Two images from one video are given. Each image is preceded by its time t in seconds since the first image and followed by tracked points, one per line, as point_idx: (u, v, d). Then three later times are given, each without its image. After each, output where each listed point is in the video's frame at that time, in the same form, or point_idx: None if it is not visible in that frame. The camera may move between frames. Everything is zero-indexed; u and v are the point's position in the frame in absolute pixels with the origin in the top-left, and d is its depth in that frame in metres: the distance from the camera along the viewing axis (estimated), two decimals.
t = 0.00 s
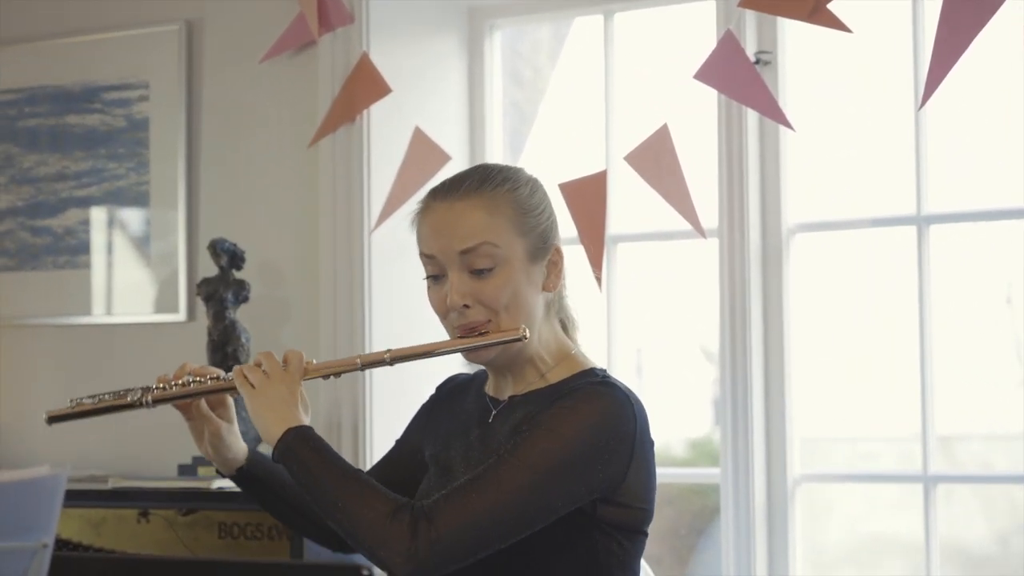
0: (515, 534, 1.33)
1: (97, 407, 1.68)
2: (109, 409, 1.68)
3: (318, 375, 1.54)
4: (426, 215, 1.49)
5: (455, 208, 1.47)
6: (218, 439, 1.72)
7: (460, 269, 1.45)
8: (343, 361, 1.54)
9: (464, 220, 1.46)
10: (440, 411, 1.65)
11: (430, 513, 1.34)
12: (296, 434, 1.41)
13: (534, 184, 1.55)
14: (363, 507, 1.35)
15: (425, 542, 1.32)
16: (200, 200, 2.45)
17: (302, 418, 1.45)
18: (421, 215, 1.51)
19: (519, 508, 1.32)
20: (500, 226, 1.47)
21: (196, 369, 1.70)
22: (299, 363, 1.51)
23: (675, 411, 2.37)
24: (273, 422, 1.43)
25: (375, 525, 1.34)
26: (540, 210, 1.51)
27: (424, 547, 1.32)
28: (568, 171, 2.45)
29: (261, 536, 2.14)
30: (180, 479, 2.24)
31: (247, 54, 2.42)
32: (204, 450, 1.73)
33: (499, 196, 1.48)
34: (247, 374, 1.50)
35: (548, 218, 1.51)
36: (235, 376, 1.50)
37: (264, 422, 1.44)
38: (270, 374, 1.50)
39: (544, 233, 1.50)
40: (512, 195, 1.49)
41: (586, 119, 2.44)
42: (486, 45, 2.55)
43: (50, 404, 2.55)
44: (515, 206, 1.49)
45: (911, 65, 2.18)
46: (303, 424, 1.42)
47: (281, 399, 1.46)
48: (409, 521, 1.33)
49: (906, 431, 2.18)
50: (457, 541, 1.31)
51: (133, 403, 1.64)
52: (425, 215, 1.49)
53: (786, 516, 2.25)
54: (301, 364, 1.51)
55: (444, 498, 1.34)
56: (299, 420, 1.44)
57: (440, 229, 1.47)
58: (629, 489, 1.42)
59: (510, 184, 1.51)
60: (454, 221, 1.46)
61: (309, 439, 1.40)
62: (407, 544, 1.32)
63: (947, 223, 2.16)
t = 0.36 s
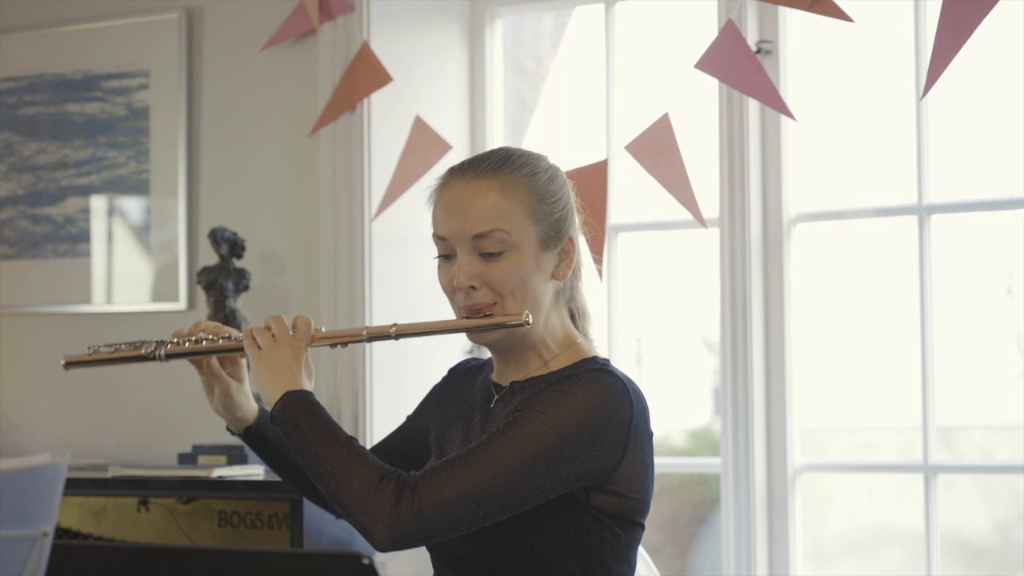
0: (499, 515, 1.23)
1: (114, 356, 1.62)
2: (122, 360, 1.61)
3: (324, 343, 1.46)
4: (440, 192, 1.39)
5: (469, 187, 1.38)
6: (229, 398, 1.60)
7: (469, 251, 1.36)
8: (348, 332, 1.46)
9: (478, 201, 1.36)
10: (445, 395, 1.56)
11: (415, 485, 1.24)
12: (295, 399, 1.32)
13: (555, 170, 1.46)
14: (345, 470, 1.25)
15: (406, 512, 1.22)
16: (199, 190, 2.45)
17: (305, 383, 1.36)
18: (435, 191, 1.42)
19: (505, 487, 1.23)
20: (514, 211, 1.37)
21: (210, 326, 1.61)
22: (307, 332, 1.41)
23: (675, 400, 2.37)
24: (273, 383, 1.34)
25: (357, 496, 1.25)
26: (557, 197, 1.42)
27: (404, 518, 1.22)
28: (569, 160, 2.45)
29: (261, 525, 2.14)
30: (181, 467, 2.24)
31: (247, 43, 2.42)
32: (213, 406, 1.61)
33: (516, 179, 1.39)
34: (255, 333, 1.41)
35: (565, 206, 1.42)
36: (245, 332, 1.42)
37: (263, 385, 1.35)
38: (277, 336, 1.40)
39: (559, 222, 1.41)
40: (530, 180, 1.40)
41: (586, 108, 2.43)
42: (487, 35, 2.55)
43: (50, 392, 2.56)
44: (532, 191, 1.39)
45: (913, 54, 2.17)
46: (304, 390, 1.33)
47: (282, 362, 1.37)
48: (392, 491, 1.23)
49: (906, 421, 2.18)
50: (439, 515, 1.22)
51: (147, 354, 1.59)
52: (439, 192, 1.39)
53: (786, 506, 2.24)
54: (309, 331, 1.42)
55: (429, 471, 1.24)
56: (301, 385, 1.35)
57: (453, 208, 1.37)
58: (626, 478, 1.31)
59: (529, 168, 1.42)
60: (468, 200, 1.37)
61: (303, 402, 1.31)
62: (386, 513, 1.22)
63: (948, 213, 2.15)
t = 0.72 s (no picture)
0: (495, 503, 1.22)
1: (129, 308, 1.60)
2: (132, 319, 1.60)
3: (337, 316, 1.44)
4: (463, 176, 1.39)
5: (491, 174, 1.37)
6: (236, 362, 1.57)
7: (487, 235, 1.35)
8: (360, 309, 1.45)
9: (500, 188, 1.36)
10: (453, 381, 1.54)
11: (414, 467, 1.23)
12: (298, 371, 1.31)
13: (580, 167, 1.45)
14: (344, 448, 1.25)
15: (405, 493, 1.21)
16: (200, 183, 2.46)
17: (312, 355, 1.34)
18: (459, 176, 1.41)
19: (502, 476, 1.22)
20: (534, 200, 1.37)
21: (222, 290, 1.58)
22: (318, 304, 1.39)
23: (676, 393, 2.37)
24: (280, 353, 1.33)
25: (355, 472, 1.24)
26: (579, 192, 1.41)
27: (403, 498, 1.21)
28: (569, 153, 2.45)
29: (262, 517, 2.14)
30: (182, 459, 2.23)
31: (247, 34, 2.42)
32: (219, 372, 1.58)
33: (540, 170, 1.38)
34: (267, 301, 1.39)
35: (586, 202, 1.41)
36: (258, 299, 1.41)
37: (270, 354, 1.34)
38: (288, 306, 1.38)
39: (579, 216, 1.40)
40: (553, 172, 1.40)
41: (587, 101, 2.43)
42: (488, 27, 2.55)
43: (51, 383, 2.56)
44: (555, 182, 1.39)
45: (915, 47, 2.17)
46: (310, 363, 1.32)
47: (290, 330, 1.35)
48: (391, 471, 1.22)
49: (906, 414, 2.18)
50: (437, 498, 1.21)
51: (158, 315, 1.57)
52: (462, 176, 1.39)
53: (787, 499, 2.24)
54: (322, 303, 1.40)
55: (429, 455, 1.23)
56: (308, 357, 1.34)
57: (474, 193, 1.37)
58: (625, 474, 1.30)
59: (554, 160, 1.41)
60: (489, 186, 1.36)
61: (313, 376, 1.30)
62: (385, 493, 1.22)
63: (949, 206, 2.15)
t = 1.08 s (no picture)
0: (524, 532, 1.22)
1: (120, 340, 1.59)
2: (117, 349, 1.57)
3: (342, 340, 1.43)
4: (469, 183, 1.37)
5: (500, 182, 1.36)
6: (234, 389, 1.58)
7: (497, 245, 1.34)
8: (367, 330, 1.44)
9: (510, 197, 1.35)
10: (453, 378, 1.53)
11: (442, 502, 1.23)
12: (314, 405, 1.31)
13: (583, 171, 1.44)
14: (375, 492, 1.24)
15: (441, 535, 1.21)
16: (199, 179, 2.46)
17: (323, 386, 1.35)
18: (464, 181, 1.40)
19: (530, 505, 1.22)
20: (543, 209, 1.36)
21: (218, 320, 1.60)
22: (325, 331, 1.39)
23: (674, 390, 2.37)
24: (293, 388, 1.33)
25: (384, 510, 1.24)
26: (586, 199, 1.41)
27: (439, 540, 1.21)
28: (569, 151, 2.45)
29: (261, 514, 2.13)
30: (181, 455, 2.24)
31: (247, 30, 2.42)
32: (216, 399, 1.59)
33: (548, 178, 1.37)
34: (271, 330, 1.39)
35: (592, 208, 1.41)
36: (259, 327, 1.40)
37: (283, 386, 1.34)
38: (295, 334, 1.38)
39: (586, 222, 1.40)
40: (561, 179, 1.39)
41: (587, 98, 2.43)
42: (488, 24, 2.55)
43: (50, 379, 2.56)
44: (562, 190, 1.38)
45: (914, 45, 2.17)
46: (324, 395, 1.32)
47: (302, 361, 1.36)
48: (423, 512, 1.22)
49: (905, 412, 2.18)
50: (471, 537, 1.21)
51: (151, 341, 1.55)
52: (469, 183, 1.37)
53: (786, 497, 2.24)
54: (328, 330, 1.40)
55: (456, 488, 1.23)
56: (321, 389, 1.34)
57: (482, 200, 1.35)
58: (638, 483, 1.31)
59: (560, 167, 1.40)
60: (498, 196, 1.35)
61: (331, 412, 1.30)
62: (421, 536, 1.22)
63: (948, 204, 2.15)
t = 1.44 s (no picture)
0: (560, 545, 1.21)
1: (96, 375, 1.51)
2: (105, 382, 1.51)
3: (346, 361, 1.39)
4: (472, 204, 1.35)
5: (505, 202, 1.33)
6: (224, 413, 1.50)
7: (510, 268, 1.33)
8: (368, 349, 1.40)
9: (517, 217, 1.33)
10: (447, 375, 1.52)
11: (478, 523, 1.21)
12: (335, 433, 1.27)
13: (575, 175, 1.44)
14: (406, 522, 1.21)
15: (480, 561, 1.20)
16: (198, 174, 2.46)
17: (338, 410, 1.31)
18: (463, 201, 1.37)
19: (565, 519, 1.21)
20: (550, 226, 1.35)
21: (205, 347, 1.49)
22: (327, 352, 1.36)
23: (673, 388, 2.37)
24: (311, 416, 1.29)
25: (420, 537, 1.21)
26: (584, 207, 1.40)
27: (478, 565, 1.20)
28: (568, 149, 2.45)
29: (261, 511, 2.14)
30: (180, 452, 2.24)
31: (247, 27, 2.42)
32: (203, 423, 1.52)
33: (551, 192, 1.36)
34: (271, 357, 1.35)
35: (590, 215, 1.41)
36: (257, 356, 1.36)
37: (299, 415, 1.29)
38: (298, 359, 1.35)
39: (587, 231, 1.39)
40: (562, 191, 1.37)
41: (586, 96, 2.43)
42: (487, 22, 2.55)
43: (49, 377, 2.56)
44: (564, 203, 1.37)
45: (913, 42, 2.17)
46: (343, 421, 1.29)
47: (312, 387, 1.32)
48: (458, 539, 1.20)
49: (904, 410, 2.18)
50: (509, 560, 1.19)
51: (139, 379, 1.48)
52: (472, 204, 1.35)
53: (785, 494, 2.24)
54: (331, 351, 1.37)
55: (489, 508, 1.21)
56: (333, 411, 1.30)
57: (488, 222, 1.33)
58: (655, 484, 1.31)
59: (558, 179, 1.38)
60: (504, 218, 1.32)
61: (350, 441, 1.26)
62: (461, 564, 1.20)
63: (947, 202, 2.15)
